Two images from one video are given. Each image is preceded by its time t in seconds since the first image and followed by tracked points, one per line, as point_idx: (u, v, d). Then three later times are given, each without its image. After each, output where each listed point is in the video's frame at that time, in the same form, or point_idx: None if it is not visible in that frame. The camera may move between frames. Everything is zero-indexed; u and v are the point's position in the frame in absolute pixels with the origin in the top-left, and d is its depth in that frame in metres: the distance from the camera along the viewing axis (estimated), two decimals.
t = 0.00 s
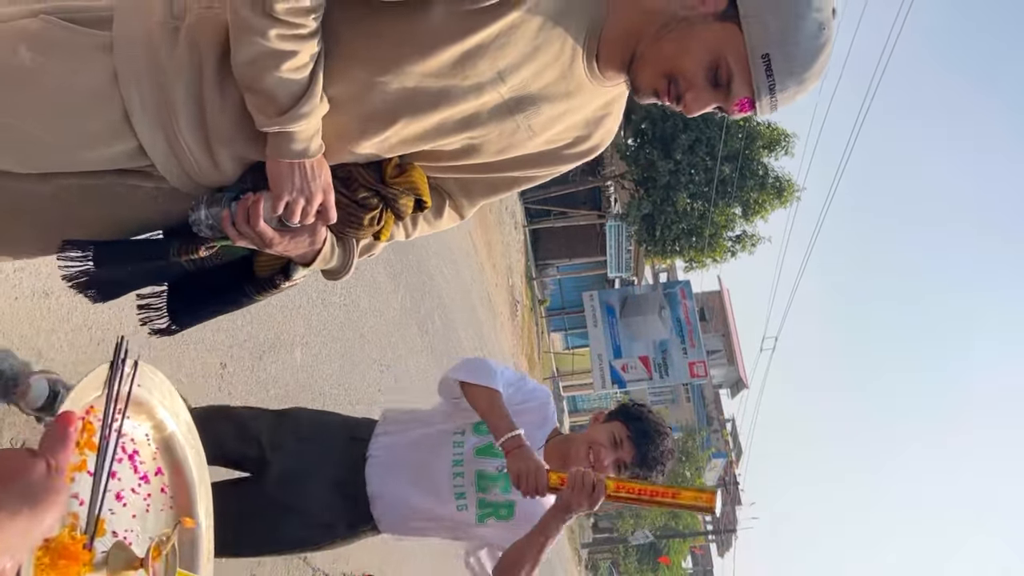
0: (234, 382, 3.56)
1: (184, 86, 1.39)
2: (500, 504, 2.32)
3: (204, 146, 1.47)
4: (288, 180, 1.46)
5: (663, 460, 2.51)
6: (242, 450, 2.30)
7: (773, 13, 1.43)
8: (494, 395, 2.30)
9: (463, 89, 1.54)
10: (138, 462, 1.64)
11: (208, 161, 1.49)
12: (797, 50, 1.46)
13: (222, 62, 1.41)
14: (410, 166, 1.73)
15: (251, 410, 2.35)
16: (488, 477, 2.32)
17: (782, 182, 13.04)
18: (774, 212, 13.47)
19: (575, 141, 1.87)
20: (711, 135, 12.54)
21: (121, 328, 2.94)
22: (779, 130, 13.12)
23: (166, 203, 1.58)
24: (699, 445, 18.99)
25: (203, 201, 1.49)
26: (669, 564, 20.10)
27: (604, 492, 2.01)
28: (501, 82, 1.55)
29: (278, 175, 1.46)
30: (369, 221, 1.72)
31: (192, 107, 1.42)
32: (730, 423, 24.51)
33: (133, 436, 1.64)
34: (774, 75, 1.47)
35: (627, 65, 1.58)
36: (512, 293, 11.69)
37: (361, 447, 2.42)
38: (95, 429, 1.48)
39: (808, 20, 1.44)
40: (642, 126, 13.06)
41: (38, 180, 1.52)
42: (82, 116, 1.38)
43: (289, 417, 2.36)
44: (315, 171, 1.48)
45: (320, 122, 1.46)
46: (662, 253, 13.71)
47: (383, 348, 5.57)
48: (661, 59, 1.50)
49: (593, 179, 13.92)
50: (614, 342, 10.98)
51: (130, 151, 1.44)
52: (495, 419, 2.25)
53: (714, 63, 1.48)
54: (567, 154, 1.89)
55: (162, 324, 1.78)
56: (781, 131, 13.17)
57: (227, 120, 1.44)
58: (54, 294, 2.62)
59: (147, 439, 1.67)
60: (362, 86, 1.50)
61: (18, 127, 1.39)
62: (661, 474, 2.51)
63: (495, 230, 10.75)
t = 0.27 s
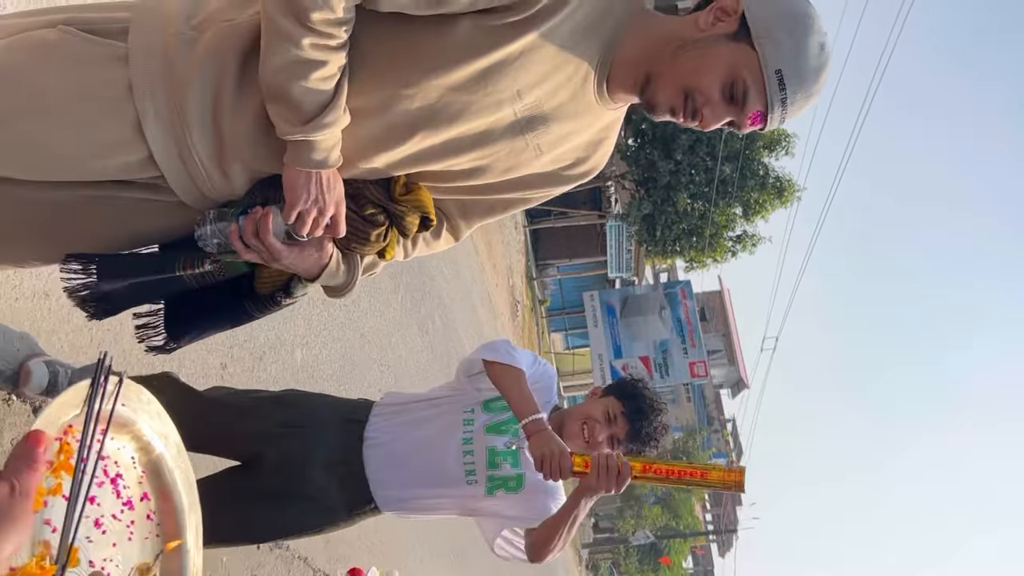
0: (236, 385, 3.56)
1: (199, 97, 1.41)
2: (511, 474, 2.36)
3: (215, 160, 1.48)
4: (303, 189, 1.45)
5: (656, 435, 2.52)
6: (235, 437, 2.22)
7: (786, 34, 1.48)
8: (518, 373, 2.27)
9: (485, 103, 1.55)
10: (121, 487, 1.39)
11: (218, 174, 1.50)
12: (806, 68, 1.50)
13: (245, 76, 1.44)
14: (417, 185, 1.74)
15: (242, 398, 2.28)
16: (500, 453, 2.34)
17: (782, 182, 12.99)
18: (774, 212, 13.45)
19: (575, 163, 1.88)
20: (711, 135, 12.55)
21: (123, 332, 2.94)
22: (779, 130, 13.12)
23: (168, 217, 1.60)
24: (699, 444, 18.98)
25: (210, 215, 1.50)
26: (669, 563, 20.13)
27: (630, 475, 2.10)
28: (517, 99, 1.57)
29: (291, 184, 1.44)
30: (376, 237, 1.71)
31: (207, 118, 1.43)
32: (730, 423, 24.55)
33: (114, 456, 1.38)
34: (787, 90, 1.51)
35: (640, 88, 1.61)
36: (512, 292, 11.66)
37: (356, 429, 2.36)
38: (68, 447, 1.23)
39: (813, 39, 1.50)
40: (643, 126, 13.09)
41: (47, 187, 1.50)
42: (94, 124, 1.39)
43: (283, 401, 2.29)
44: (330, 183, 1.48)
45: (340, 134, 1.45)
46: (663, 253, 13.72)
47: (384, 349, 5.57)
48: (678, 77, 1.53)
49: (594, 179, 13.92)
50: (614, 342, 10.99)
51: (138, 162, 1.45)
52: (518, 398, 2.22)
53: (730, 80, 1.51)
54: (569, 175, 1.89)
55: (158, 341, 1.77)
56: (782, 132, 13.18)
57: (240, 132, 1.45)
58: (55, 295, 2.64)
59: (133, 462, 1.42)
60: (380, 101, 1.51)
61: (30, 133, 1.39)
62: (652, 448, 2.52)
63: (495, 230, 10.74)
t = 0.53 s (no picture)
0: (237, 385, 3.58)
1: (212, 96, 1.43)
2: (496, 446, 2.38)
3: (224, 160, 1.51)
4: (309, 187, 1.47)
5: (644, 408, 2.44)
6: (230, 418, 2.20)
7: (778, 51, 1.54)
8: (496, 345, 2.25)
9: (490, 114, 1.58)
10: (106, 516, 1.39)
11: (226, 174, 1.52)
12: (797, 82, 1.56)
13: (258, 74, 1.46)
14: (417, 191, 1.76)
15: (233, 381, 2.25)
16: (489, 417, 2.37)
17: (782, 182, 13.00)
18: (774, 213, 13.45)
19: (568, 178, 1.89)
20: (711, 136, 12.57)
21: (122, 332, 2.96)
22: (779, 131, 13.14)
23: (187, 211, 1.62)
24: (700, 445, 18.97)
25: (213, 210, 1.51)
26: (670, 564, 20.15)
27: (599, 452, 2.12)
28: (519, 111, 1.60)
29: (299, 183, 1.47)
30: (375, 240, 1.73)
31: (218, 116, 1.46)
32: (730, 423, 24.58)
33: (98, 485, 1.39)
34: (781, 103, 1.56)
35: (638, 107, 1.63)
36: (512, 292, 11.68)
37: (351, 405, 2.35)
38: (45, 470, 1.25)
39: (803, 56, 1.56)
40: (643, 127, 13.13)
41: (58, 185, 1.54)
42: (107, 121, 1.41)
43: (278, 380, 2.29)
44: (336, 182, 1.49)
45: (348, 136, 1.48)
46: (663, 253, 13.74)
47: (385, 349, 5.59)
48: (679, 90, 1.56)
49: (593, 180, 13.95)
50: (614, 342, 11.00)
51: (147, 158, 1.47)
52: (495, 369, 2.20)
53: (729, 93, 1.54)
54: (562, 189, 1.90)
55: (153, 333, 1.77)
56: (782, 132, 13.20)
57: (249, 130, 1.48)
58: (57, 290, 2.68)
59: (119, 491, 1.42)
60: (387, 109, 1.54)
61: (44, 133, 1.41)
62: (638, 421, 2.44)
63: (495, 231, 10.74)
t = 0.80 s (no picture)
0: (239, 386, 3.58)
1: (224, 86, 1.44)
2: (473, 406, 2.33)
3: (233, 150, 1.51)
4: (317, 177, 1.47)
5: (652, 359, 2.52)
6: (240, 386, 2.23)
7: (779, 75, 1.55)
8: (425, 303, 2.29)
9: (496, 112, 1.58)
10: (102, 549, 1.54)
11: (233, 165, 1.53)
12: (794, 105, 1.57)
13: (270, 63, 1.48)
14: (419, 190, 1.75)
15: (235, 351, 2.27)
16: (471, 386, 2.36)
17: (783, 183, 13.01)
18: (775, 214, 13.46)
19: (567, 184, 1.90)
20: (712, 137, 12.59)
21: (125, 333, 2.96)
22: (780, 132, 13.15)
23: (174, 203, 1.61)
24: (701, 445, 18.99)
25: (216, 200, 1.51)
26: (671, 564, 20.14)
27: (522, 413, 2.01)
28: (524, 110, 1.61)
29: (306, 173, 1.46)
30: (376, 235, 1.72)
31: (230, 105, 1.46)
32: (731, 423, 24.57)
33: (92, 519, 1.53)
34: (776, 125, 1.57)
35: (638, 114, 1.65)
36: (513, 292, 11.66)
37: (355, 366, 2.35)
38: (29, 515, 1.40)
39: (802, 80, 1.57)
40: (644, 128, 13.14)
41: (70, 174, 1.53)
42: (118, 109, 1.40)
43: (280, 348, 2.31)
44: (342, 172, 1.50)
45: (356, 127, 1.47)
46: (663, 254, 13.75)
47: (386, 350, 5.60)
48: (678, 106, 1.57)
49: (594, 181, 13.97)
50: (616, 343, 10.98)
51: (156, 149, 1.47)
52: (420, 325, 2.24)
53: (726, 113, 1.56)
54: (562, 194, 1.91)
55: (149, 321, 1.79)
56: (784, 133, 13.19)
57: (259, 121, 1.48)
58: (56, 294, 2.64)
59: (113, 524, 1.56)
60: (395, 106, 1.54)
61: (53, 122, 1.40)
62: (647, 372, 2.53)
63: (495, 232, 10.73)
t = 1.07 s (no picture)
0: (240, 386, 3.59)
1: (219, 77, 1.44)
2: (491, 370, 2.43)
3: (228, 144, 1.52)
4: (313, 170, 1.47)
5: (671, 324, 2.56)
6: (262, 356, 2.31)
7: (781, 71, 1.55)
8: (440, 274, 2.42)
9: (496, 102, 1.59)
10: None
11: (229, 159, 1.54)
12: (794, 102, 1.58)
13: (265, 54, 1.48)
14: (419, 182, 1.75)
15: (259, 323, 2.37)
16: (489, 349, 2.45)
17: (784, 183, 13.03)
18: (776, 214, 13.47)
19: (568, 174, 1.90)
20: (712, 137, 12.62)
21: (126, 336, 2.97)
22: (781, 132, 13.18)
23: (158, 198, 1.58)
24: (703, 446, 18.99)
25: (212, 196, 1.52)
26: (673, 566, 20.12)
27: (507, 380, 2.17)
28: (525, 101, 1.61)
29: (301, 168, 1.47)
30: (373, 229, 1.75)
31: (224, 96, 1.47)
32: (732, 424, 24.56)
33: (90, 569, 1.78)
34: (775, 122, 1.58)
35: (638, 105, 1.65)
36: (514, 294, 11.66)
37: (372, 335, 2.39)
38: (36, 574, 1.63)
39: (803, 76, 1.57)
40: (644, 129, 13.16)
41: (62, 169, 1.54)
42: (112, 100, 1.41)
43: (301, 321, 2.36)
44: (339, 165, 1.50)
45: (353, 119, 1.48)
46: (664, 254, 13.75)
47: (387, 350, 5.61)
48: (679, 99, 1.58)
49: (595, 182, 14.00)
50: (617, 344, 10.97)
51: (151, 141, 1.48)
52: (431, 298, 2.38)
53: (726, 108, 1.57)
54: (562, 185, 1.92)
55: (147, 320, 1.83)
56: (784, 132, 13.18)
57: (254, 114, 1.49)
58: (59, 297, 2.68)
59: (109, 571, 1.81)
60: (394, 95, 1.54)
61: (49, 113, 1.40)
62: (667, 338, 2.57)
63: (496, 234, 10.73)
